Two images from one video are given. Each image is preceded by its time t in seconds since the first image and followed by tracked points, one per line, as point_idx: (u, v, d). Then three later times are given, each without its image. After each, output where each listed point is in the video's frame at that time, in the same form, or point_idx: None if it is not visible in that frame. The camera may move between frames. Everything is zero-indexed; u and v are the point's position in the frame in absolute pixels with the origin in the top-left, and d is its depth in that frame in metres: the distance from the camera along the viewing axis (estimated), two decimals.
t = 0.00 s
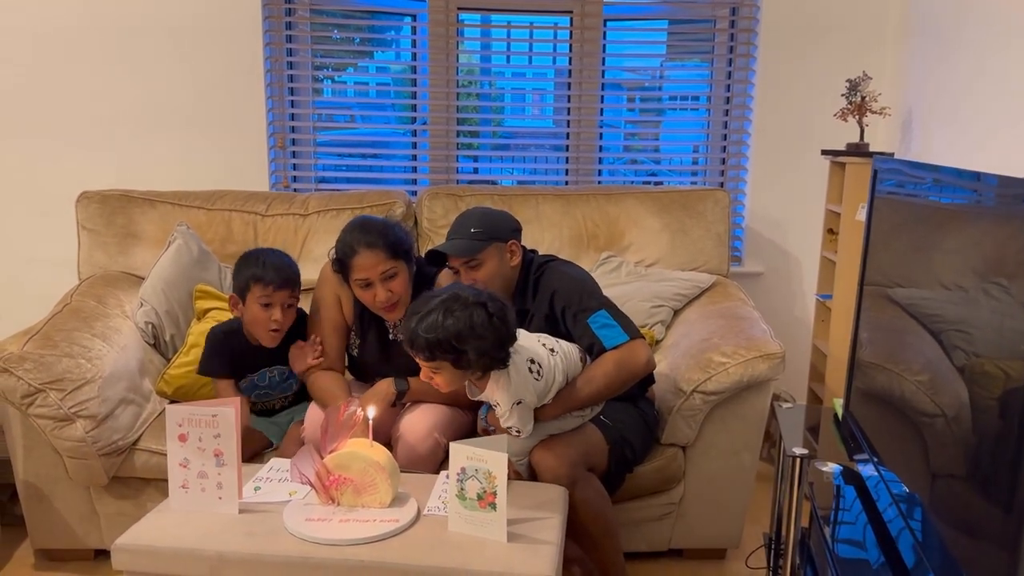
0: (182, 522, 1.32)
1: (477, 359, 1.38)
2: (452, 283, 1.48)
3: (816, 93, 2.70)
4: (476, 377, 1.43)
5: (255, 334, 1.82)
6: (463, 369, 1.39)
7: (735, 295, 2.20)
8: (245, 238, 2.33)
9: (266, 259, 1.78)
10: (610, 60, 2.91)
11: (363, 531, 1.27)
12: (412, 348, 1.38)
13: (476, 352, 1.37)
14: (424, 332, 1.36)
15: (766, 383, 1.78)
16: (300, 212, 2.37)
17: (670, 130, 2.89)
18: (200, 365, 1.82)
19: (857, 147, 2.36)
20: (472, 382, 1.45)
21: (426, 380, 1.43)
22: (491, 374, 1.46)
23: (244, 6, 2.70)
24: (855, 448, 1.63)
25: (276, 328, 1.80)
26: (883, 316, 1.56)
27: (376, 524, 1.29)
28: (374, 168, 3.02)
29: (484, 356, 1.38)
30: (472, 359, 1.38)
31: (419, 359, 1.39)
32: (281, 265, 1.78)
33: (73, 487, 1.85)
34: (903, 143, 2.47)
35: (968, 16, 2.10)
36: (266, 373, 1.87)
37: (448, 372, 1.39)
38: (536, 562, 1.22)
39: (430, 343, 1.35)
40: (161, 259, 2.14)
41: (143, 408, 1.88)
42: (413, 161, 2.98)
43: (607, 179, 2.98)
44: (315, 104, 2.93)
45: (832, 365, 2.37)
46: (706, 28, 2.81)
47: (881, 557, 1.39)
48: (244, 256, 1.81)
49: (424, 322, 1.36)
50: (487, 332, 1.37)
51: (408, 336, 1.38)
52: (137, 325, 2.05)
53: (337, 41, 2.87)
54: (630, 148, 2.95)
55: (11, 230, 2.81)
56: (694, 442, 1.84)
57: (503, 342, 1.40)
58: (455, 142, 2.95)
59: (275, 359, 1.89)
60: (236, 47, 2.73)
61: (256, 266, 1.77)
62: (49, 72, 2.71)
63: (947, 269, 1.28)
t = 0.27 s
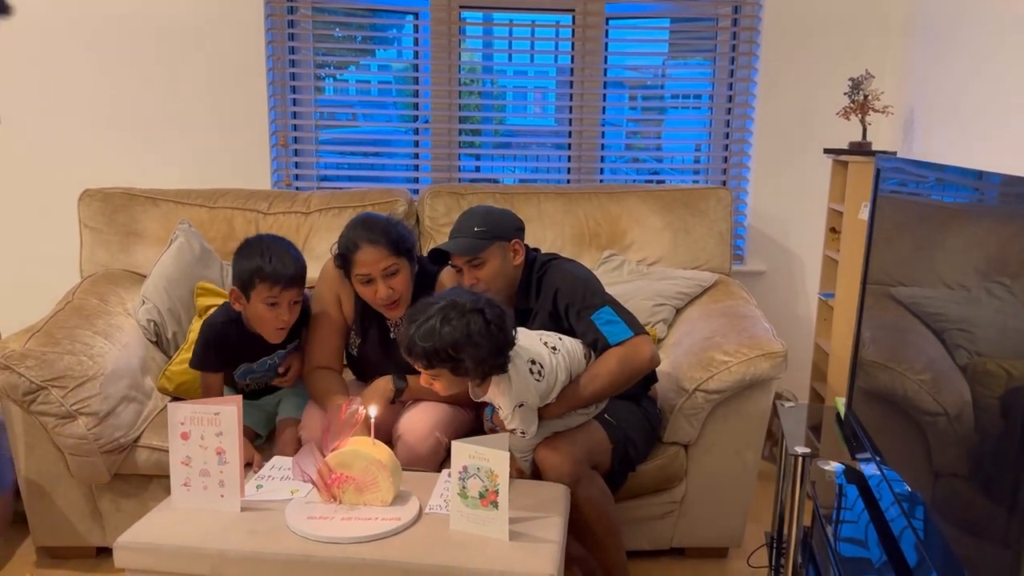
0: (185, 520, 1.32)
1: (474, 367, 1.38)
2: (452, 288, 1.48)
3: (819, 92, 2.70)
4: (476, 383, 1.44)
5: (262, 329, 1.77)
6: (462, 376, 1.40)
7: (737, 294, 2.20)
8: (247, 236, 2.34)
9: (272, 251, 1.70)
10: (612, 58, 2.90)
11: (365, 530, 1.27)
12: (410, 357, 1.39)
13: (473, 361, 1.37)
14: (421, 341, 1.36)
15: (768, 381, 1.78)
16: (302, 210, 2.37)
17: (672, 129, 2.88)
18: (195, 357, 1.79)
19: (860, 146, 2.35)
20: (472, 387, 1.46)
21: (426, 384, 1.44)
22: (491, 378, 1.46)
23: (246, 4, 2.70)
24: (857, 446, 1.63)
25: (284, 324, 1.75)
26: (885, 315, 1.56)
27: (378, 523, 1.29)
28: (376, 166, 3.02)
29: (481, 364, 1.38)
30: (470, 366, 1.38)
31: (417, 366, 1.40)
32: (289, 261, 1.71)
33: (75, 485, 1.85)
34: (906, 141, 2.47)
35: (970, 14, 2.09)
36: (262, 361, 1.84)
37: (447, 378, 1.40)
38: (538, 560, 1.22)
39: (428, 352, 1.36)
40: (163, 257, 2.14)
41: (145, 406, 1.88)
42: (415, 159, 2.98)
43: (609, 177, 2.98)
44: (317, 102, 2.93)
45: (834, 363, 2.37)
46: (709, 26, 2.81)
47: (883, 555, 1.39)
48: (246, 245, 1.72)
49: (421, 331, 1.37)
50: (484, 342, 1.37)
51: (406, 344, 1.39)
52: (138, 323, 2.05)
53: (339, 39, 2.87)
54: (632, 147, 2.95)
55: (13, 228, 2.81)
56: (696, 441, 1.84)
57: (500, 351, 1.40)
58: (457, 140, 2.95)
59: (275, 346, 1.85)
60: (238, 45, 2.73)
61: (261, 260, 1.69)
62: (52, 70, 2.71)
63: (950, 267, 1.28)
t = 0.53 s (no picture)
0: (186, 517, 1.32)
1: (474, 369, 1.38)
2: (453, 290, 1.48)
3: (821, 90, 2.69)
4: (476, 385, 1.43)
5: (276, 306, 1.71)
6: (462, 378, 1.40)
7: (738, 292, 2.19)
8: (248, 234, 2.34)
9: (283, 225, 1.66)
10: (614, 56, 2.90)
11: (366, 528, 1.27)
12: (410, 359, 1.39)
13: (473, 363, 1.37)
14: (421, 344, 1.36)
15: (769, 379, 1.78)
16: (304, 208, 2.37)
17: (674, 127, 2.88)
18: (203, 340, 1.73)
19: (861, 144, 2.35)
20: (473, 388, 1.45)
21: (428, 385, 1.45)
22: (492, 380, 1.45)
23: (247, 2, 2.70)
24: (859, 445, 1.62)
25: (299, 299, 1.69)
26: (887, 314, 1.55)
27: (379, 521, 1.29)
28: (378, 164, 3.02)
29: (482, 367, 1.38)
30: (470, 369, 1.38)
31: (418, 368, 1.40)
32: (303, 235, 1.67)
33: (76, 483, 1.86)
34: (907, 139, 2.47)
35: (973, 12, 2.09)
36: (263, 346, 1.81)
37: (448, 380, 1.40)
38: (539, 558, 1.22)
39: (427, 354, 1.36)
40: (165, 255, 2.14)
41: (146, 403, 1.87)
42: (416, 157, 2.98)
43: (610, 175, 2.97)
44: (318, 100, 2.93)
45: (836, 362, 2.37)
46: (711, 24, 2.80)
47: (885, 553, 1.39)
48: (256, 219, 1.68)
49: (421, 333, 1.37)
50: (484, 344, 1.37)
51: (406, 346, 1.39)
52: (140, 321, 2.05)
53: (341, 37, 2.87)
54: (634, 145, 2.95)
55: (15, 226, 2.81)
56: (697, 439, 1.84)
57: (500, 354, 1.40)
58: (458, 138, 2.95)
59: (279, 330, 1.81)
60: (240, 43, 2.73)
61: (272, 234, 1.64)
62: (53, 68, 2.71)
63: (952, 266, 1.27)
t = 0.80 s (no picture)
0: (188, 515, 1.32)
1: (472, 372, 1.38)
2: (452, 294, 1.48)
3: (822, 87, 2.69)
4: (474, 388, 1.44)
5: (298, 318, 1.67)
6: (460, 381, 1.40)
7: (740, 290, 2.19)
8: (250, 232, 2.34)
9: (305, 236, 1.61)
10: (615, 54, 2.89)
11: (366, 526, 1.27)
12: (408, 361, 1.39)
13: (471, 367, 1.37)
14: (419, 347, 1.37)
15: (771, 377, 1.78)
16: (305, 206, 2.37)
17: (675, 125, 2.88)
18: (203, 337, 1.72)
19: (863, 141, 2.34)
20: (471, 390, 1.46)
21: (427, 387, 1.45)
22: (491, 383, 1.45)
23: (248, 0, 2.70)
24: (861, 443, 1.62)
25: (322, 311, 1.64)
26: (889, 311, 1.55)
27: (380, 519, 1.29)
28: (379, 163, 3.02)
29: (479, 371, 1.38)
30: (467, 372, 1.38)
31: (416, 370, 1.40)
32: (327, 246, 1.62)
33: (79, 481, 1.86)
34: (909, 137, 2.46)
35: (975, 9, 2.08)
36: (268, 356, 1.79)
37: (445, 382, 1.40)
38: (540, 557, 1.22)
39: (425, 357, 1.36)
40: (166, 253, 2.14)
41: (148, 400, 1.85)
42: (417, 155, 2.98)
43: (612, 173, 2.97)
44: (319, 98, 2.93)
45: (837, 360, 2.36)
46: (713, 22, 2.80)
47: (887, 551, 1.38)
48: (275, 231, 1.63)
49: (419, 336, 1.37)
50: (482, 348, 1.37)
51: (404, 349, 1.39)
52: (142, 319, 2.04)
53: (342, 35, 2.86)
54: (635, 143, 2.94)
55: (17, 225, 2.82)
56: (698, 437, 1.84)
57: (498, 358, 1.40)
58: (459, 136, 2.95)
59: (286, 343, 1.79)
60: (241, 42, 2.73)
61: (293, 244, 1.59)
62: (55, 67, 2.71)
63: (954, 263, 1.27)
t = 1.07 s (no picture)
0: (190, 513, 1.32)
1: (471, 374, 1.38)
2: (452, 294, 1.48)
3: (823, 84, 2.68)
4: (473, 390, 1.44)
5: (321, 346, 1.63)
6: (459, 382, 1.41)
7: (740, 287, 2.19)
8: (251, 230, 2.34)
9: (327, 265, 1.55)
10: (615, 51, 2.89)
11: (366, 523, 1.27)
12: (408, 362, 1.40)
13: (470, 369, 1.38)
14: (419, 348, 1.37)
15: (772, 374, 1.78)
16: (305, 204, 2.37)
17: (675, 122, 2.88)
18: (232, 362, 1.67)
19: (864, 138, 2.34)
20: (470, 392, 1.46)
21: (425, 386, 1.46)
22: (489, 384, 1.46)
23: None
24: (862, 440, 1.62)
25: (346, 343, 1.59)
26: (891, 308, 1.55)
27: (381, 516, 1.30)
28: (379, 161, 3.02)
29: (478, 373, 1.38)
30: (466, 374, 1.38)
31: (415, 371, 1.41)
32: (353, 281, 1.55)
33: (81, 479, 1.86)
34: (910, 134, 2.46)
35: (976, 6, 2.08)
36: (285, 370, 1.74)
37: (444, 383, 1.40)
38: (542, 554, 1.22)
39: (424, 359, 1.37)
40: (167, 251, 2.14)
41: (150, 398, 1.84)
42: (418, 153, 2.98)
43: (612, 171, 2.97)
44: (319, 97, 2.93)
45: (838, 357, 2.36)
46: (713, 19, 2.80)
47: (888, 548, 1.38)
48: (297, 262, 1.57)
49: (419, 337, 1.38)
50: (482, 351, 1.37)
51: (404, 349, 1.40)
52: (142, 318, 2.02)
53: (342, 33, 2.86)
54: (636, 140, 2.94)
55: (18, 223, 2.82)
56: (699, 434, 1.84)
57: (497, 360, 1.40)
58: (459, 135, 2.94)
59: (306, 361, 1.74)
60: (242, 41, 2.73)
61: (314, 276, 1.53)
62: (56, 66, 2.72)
63: (955, 260, 1.27)
